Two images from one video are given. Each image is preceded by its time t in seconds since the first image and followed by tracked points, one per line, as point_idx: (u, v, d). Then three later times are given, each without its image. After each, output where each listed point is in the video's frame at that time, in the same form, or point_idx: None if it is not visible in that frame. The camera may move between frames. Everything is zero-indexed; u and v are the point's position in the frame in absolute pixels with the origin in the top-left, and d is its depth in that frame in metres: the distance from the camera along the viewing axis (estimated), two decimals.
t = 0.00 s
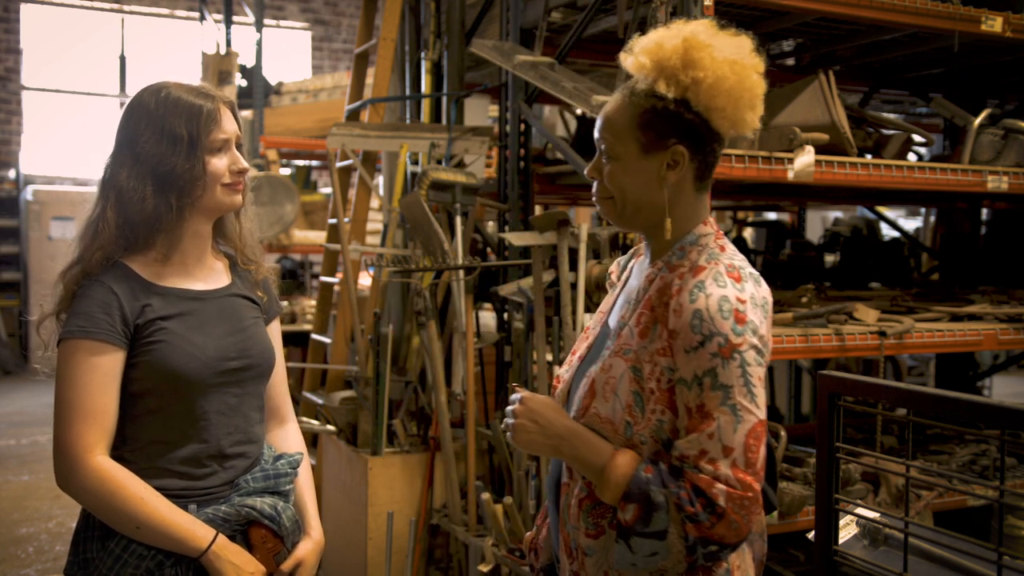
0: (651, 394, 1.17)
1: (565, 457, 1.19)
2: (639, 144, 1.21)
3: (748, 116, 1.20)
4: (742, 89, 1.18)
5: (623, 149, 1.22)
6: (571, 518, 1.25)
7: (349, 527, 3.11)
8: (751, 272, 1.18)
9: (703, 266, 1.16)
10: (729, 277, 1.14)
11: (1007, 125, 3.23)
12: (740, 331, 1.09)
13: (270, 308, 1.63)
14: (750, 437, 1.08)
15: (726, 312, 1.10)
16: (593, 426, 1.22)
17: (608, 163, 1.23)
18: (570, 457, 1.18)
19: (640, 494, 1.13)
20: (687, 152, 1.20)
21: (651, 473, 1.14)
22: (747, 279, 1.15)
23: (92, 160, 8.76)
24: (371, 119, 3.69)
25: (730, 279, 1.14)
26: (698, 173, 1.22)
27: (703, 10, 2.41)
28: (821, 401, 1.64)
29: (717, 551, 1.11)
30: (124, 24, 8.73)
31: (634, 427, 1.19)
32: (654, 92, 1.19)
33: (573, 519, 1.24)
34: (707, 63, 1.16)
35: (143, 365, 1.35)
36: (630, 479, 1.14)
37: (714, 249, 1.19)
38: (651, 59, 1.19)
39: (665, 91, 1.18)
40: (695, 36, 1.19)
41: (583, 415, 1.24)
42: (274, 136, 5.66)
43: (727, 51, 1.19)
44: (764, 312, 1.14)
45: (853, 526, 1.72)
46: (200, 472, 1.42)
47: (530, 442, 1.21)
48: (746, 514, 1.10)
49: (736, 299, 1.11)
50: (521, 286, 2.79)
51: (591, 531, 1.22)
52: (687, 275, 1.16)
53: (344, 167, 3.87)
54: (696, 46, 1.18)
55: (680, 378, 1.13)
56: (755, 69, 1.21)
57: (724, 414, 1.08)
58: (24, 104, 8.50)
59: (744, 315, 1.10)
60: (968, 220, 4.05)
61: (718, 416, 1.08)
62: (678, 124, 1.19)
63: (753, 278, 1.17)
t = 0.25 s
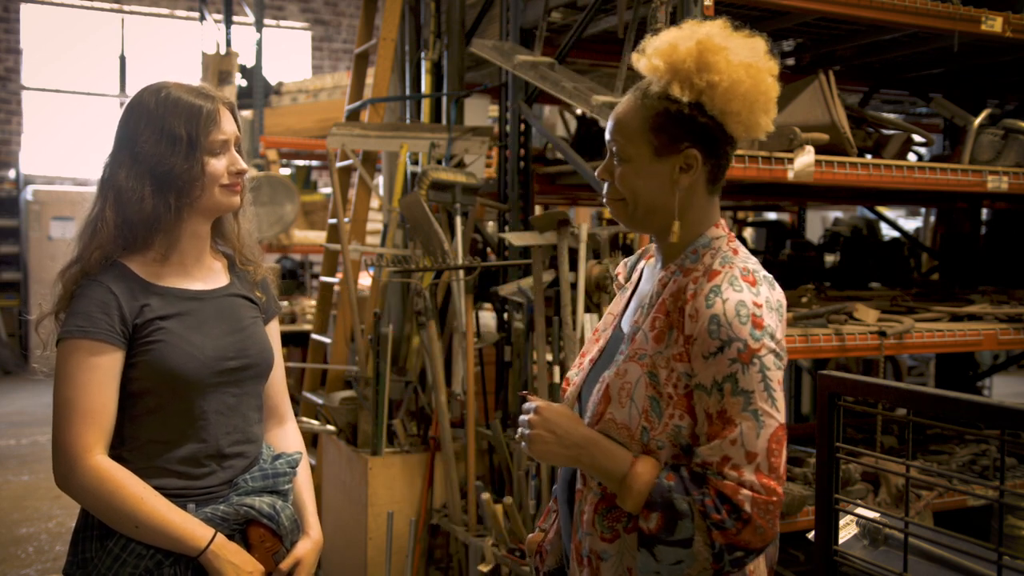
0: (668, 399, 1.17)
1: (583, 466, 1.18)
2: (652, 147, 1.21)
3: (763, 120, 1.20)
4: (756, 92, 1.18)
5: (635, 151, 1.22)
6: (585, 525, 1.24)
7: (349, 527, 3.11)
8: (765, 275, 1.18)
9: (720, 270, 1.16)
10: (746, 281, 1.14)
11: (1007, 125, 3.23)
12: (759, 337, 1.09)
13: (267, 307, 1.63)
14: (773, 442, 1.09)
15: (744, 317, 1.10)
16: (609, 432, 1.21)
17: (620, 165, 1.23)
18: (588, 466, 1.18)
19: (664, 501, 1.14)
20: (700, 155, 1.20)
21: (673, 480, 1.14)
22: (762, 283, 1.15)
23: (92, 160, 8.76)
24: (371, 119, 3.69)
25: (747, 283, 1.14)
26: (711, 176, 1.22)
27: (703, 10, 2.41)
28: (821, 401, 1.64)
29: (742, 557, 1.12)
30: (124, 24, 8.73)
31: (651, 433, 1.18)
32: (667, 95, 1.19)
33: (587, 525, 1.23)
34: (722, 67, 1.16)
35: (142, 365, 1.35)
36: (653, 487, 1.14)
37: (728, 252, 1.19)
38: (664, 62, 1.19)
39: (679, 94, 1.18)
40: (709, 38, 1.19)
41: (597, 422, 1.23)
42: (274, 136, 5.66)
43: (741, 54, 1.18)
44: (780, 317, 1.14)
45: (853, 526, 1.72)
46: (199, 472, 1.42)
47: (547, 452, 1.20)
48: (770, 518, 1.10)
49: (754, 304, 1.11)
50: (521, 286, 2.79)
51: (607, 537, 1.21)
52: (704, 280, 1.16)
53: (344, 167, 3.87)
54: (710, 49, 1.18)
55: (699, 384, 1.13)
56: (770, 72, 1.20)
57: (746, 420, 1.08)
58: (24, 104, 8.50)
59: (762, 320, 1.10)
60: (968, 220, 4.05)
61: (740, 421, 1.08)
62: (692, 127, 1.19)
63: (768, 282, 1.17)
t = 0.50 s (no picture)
0: (675, 401, 1.17)
1: (589, 467, 1.18)
2: (658, 147, 1.20)
3: (769, 119, 1.20)
4: (763, 91, 1.18)
5: (641, 151, 1.21)
6: (589, 527, 1.24)
7: (349, 527, 3.12)
8: (771, 276, 1.18)
9: (728, 271, 1.16)
10: (753, 282, 1.14)
11: (1007, 125, 3.23)
12: (767, 339, 1.09)
13: (263, 306, 1.62)
14: (780, 444, 1.09)
15: (752, 319, 1.10)
16: (614, 433, 1.21)
17: (625, 165, 1.22)
18: (594, 468, 1.18)
19: (670, 503, 1.14)
20: (707, 155, 1.19)
21: (679, 482, 1.14)
22: (769, 284, 1.15)
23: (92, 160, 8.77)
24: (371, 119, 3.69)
25: (755, 285, 1.14)
26: (717, 177, 1.22)
27: (703, 10, 2.40)
28: (821, 401, 1.64)
29: (748, 560, 1.11)
30: (124, 24, 8.73)
31: (657, 434, 1.18)
32: (674, 94, 1.19)
33: (592, 528, 1.23)
34: (729, 66, 1.17)
35: (135, 363, 1.35)
36: (659, 489, 1.14)
37: (735, 253, 1.19)
38: (670, 62, 1.19)
39: (685, 93, 1.18)
40: (715, 37, 1.19)
41: (602, 423, 1.22)
42: (274, 136, 5.66)
43: (747, 54, 1.19)
44: (787, 320, 1.14)
45: (853, 526, 1.72)
46: (190, 470, 1.42)
47: (552, 453, 1.20)
48: (777, 521, 1.10)
49: (762, 306, 1.11)
50: (521, 286, 2.79)
51: (613, 539, 1.21)
52: (711, 281, 1.16)
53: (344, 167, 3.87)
54: (717, 48, 1.18)
55: (706, 385, 1.13)
56: (776, 71, 1.21)
57: (754, 422, 1.08)
58: (24, 104, 8.50)
59: (771, 321, 1.10)
60: (968, 220, 4.05)
61: (748, 423, 1.09)
62: (698, 127, 1.19)
63: (775, 283, 1.17)
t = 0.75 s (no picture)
0: (675, 405, 1.16)
1: (586, 470, 1.18)
2: (658, 150, 1.20)
3: (771, 123, 1.20)
4: (764, 95, 1.18)
5: (641, 154, 1.21)
6: (587, 531, 1.24)
7: (349, 526, 3.12)
8: (773, 280, 1.18)
9: (729, 275, 1.15)
10: (754, 287, 1.13)
11: (1007, 125, 3.23)
12: (767, 344, 1.09)
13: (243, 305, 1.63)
14: (779, 450, 1.09)
15: (753, 324, 1.10)
16: (614, 438, 1.20)
17: (625, 167, 1.23)
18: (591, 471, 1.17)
19: (668, 509, 1.14)
20: (707, 159, 1.19)
21: (677, 487, 1.14)
22: (771, 289, 1.15)
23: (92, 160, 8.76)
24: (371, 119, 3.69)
25: (756, 289, 1.14)
26: (718, 180, 1.22)
27: (703, 10, 2.40)
28: (821, 401, 1.64)
29: (746, 566, 1.12)
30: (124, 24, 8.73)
31: (657, 439, 1.18)
32: (675, 96, 1.19)
33: (589, 531, 1.23)
34: (730, 69, 1.16)
35: (124, 356, 1.34)
36: (657, 494, 1.14)
37: (736, 257, 1.19)
38: (672, 64, 1.19)
39: (686, 95, 1.18)
40: (716, 39, 1.19)
41: (601, 428, 1.22)
42: (275, 136, 5.66)
43: (749, 57, 1.18)
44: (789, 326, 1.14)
45: (853, 526, 1.72)
46: (179, 467, 1.42)
47: (551, 456, 1.20)
48: (775, 527, 1.10)
49: (764, 311, 1.11)
50: (521, 286, 2.79)
51: (611, 543, 1.21)
52: (711, 285, 1.15)
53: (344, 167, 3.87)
54: (718, 50, 1.18)
55: (706, 390, 1.13)
56: (777, 74, 1.21)
57: (753, 428, 1.08)
58: (24, 104, 8.50)
59: (772, 327, 1.10)
60: (968, 220, 4.05)
61: (748, 429, 1.09)
62: (699, 129, 1.19)
63: (776, 287, 1.17)
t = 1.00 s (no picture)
0: (657, 400, 1.16)
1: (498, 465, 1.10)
2: (653, 148, 1.20)
3: (764, 123, 1.21)
4: (760, 95, 1.19)
5: (635, 152, 1.21)
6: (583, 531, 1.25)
7: (348, 527, 3.12)
8: (760, 276, 1.18)
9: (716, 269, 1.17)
10: (741, 282, 1.14)
11: (1007, 125, 3.23)
12: (749, 337, 1.09)
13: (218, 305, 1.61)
14: (733, 436, 1.07)
15: (737, 316, 1.10)
16: (606, 437, 1.22)
17: (618, 166, 1.22)
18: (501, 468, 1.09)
19: (602, 501, 1.07)
20: (701, 158, 1.20)
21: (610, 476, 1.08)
22: (760, 285, 1.16)
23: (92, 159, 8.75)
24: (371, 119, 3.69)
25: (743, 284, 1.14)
26: (710, 179, 1.23)
27: (703, 10, 2.40)
28: (821, 401, 1.64)
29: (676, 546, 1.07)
30: (123, 24, 8.72)
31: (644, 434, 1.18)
32: (670, 94, 1.18)
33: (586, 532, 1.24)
34: (728, 69, 1.16)
35: (106, 355, 1.32)
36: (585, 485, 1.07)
37: (724, 253, 1.20)
38: (667, 62, 1.18)
39: (681, 94, 1.17)
40: (713, 39, 1.18)
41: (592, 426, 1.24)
42: (275, 136, 5.66)
43: (746, 57, 1.18)
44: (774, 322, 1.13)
45: (853, 526, 1.72)
46: (166, 469, 1.41)
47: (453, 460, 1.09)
48: (710, 517, 1.05)
49: (750, 305, 1.12)
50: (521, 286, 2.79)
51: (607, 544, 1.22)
52: (698, 278, 1.16)
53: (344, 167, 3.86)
54: (715, 51, 1.17)
55: (678, 381, 1.12)
56: (772, 75, 1.22)
57: (712, 411, 1.07)
58: (24, 104, 8.49)
59: (757, 320, 1.11)
60: (969, 220, 4.05)
61: (705, 411, 1.07)
62: (693, 129, 1.19)
63: (764, 283, 1.17)
